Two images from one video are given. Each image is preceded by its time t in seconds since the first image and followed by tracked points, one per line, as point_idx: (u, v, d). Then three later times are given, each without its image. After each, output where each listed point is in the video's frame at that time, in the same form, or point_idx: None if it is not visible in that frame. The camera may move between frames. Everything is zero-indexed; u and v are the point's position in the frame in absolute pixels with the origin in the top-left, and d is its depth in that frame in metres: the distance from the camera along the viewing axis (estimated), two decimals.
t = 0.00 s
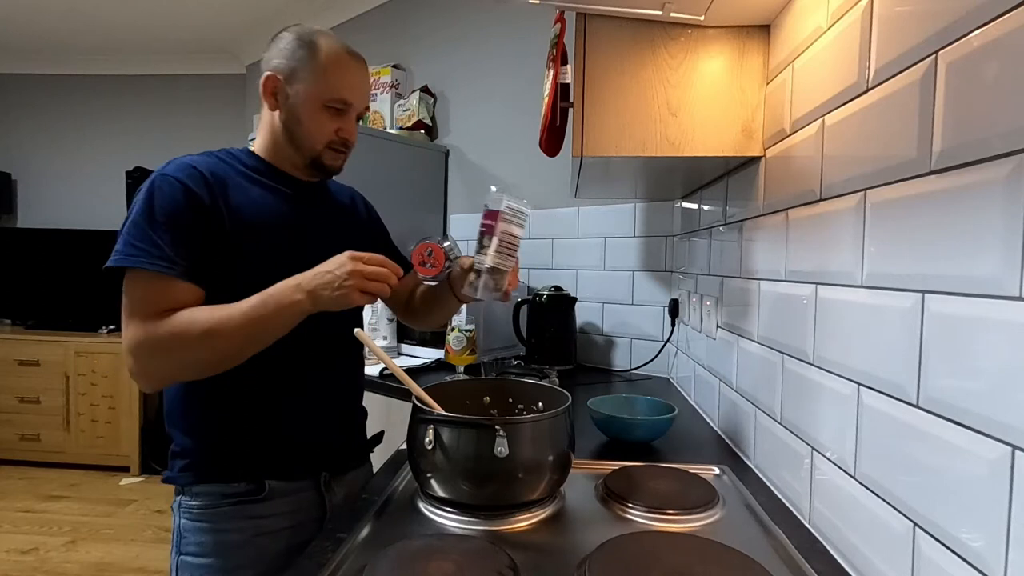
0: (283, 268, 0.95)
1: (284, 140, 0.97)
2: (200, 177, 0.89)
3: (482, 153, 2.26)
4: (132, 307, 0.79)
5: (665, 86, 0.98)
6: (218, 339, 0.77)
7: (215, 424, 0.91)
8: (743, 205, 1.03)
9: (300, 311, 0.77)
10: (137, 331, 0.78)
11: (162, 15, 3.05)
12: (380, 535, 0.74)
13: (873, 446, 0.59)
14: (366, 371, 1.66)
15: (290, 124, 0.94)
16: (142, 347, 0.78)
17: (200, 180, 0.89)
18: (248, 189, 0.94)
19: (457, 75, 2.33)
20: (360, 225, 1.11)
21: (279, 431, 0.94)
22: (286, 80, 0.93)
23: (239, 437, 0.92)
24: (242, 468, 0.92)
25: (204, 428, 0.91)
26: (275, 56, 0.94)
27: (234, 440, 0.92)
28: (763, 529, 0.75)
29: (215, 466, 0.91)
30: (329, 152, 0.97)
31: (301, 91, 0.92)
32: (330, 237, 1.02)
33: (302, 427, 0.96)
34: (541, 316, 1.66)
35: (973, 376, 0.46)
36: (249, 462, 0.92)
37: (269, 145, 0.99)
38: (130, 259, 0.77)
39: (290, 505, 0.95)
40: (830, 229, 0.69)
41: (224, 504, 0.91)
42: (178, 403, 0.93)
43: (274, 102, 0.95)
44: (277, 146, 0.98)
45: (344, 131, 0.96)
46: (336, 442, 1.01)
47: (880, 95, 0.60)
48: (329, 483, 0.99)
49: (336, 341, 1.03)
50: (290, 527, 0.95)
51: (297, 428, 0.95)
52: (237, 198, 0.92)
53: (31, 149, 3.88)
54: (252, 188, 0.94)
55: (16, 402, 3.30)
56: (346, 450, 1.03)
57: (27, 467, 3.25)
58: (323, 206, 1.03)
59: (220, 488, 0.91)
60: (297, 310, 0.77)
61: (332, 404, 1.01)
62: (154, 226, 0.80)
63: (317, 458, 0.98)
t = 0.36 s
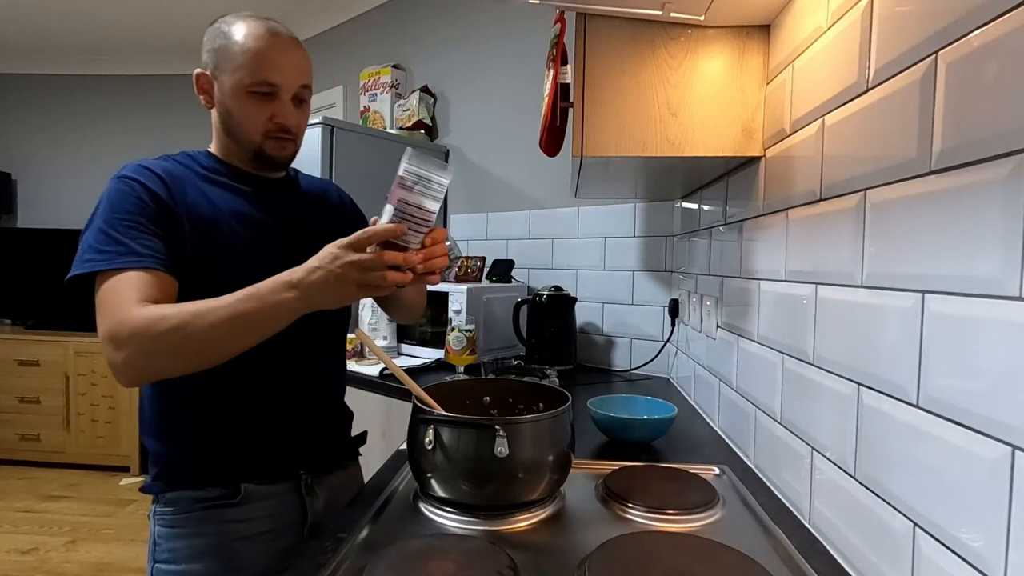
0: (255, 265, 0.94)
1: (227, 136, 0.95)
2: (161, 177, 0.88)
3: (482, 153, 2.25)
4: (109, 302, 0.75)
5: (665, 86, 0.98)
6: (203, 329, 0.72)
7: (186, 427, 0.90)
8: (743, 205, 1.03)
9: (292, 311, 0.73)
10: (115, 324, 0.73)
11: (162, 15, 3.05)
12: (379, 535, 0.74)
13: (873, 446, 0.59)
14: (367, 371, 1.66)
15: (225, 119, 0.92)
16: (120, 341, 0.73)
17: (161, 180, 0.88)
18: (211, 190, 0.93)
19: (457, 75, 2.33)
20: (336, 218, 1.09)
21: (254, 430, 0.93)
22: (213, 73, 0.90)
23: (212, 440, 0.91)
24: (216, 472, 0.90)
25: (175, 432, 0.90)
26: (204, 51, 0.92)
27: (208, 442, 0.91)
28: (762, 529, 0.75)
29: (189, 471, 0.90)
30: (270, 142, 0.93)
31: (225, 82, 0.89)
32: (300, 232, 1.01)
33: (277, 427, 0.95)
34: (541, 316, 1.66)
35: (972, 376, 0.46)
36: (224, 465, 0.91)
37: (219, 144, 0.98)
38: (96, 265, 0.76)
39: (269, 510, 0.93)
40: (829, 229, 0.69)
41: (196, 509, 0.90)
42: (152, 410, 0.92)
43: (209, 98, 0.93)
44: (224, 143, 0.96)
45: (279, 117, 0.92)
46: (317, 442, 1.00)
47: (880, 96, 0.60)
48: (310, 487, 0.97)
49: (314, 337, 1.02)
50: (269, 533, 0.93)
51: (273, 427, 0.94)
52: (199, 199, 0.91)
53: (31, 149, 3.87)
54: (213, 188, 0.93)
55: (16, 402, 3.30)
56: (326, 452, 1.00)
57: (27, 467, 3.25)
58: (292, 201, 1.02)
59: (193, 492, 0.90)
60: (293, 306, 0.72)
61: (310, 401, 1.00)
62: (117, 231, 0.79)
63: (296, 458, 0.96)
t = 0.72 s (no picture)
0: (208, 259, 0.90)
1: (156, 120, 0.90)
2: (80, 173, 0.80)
3: (482, 153, 2.25)
4: (38, 319, 0.65)
5: (665, 86, 0.98)
6: (157, 344, 0.63)
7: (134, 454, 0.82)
8: (743, 205, 1.03)
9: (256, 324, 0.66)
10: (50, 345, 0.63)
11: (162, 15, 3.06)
12: (379, 536, 0.74)
13: (873, 447, 0.59)
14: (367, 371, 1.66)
15: (154, 101, 0.87)
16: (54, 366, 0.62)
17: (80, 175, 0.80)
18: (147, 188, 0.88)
19: (457, 75, 2.32)
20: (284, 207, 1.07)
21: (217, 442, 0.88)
22: (136, 51, 0.85)
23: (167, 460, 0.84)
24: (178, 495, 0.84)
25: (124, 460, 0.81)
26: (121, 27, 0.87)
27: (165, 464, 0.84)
28: (762, 529, 0.75)
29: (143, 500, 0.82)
30: (208, 126, 0.90)
31: (153, 59, 0.85)
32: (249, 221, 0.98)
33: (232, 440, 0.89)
34: (540, 316, 1.66)
35: (973, 376, 0.46)
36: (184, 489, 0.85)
37: (144, 130, 0.92)
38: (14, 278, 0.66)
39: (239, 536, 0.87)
40: (829, 229, 0.69)
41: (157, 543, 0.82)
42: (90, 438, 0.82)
43: (132, 79, 0.87)
44: (151, 128, 0.91)
45: (216, 98, 0.89)
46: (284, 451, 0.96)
47: (880, 96, 0.60)
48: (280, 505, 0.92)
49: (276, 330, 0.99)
50: (238, 562, 0.86)
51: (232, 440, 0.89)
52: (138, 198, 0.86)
53: (30, 149, 3.87)
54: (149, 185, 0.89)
55: (16, 402, 3.30)
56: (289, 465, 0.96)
57: (27, 467, 3.25)
58: (227, 191, 0.97)
59: (152, 523, 0.82)
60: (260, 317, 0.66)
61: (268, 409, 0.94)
62: (31, 236, 0.69)
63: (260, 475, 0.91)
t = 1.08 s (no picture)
0: (128, 266, 0.81)
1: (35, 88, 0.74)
2: None
3: (482, 153, 2.25)
4: None
5: (665, 86, 0.98)
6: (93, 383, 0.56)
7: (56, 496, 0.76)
8: (743, 205, 1.03)
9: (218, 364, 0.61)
10: None
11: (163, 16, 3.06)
12: (376, 537, 0.73)
13: (873, 447, 0.59)
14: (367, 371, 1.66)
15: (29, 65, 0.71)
16: None
17: None
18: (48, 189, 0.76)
19: (457, 75, 2.32)
20: (213, 184, 0.97)
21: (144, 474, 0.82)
22: None
23: (90, 499, 0.78)
24: (109, 534, 0.79)
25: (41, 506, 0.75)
26: None
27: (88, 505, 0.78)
28: (762, 529, 0.75)
29: (80, 540, 0.77)
30: (104, 96, 0.75)
31: (21, 12, 0.68)
32: (171, 215, 0.88)
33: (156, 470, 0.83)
34: (540, 316, 1.66)
35: (970, 377, 0.46)
36: (115, 528, 0.80)
37: (24, 100, 0.77)
38: None
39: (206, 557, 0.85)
40: (830, 229, 0.69)
41: None
42: None
43: None
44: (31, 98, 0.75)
45: (111, 61, 0.73)
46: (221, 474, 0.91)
47: (880, 96, 0.60)
48: (225, 534, 0.88)
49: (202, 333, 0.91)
50: None
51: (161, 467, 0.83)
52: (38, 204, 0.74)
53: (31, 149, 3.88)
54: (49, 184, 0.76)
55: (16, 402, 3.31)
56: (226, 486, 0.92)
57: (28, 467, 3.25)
58: (137, 174, 0.85)
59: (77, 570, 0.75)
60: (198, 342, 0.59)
61: (191, 425, 0.88)
62: None
63: (191, 503, 0.87)
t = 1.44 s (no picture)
0: (110, 259, 0.72)
1: None
2: None
3: (482, 153, 2.25)
4: None
5: (666, 86, 0.98)
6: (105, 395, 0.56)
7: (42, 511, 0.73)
8: (743, 205, 1.03)
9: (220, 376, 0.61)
10: None
11: (163, 16, 3.06)
12: (375, 538, 0.73)
13: (874, 447, 0.59)
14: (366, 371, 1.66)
15: None
16: None
17: None
18: (13, 174, 0.66)
19: (457, 75, 2.32)
20: (197, 170, 0.90)
21: (130, 486, 0.77)
22: None
23: (73, 513, 0.74)
24: (97, 548, 0.75)
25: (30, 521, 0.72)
26: None
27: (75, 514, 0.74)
28: (762, 529, 0.74)
29: (71, 556, 0.74)
30: (70, 83, 0.64)
31: None
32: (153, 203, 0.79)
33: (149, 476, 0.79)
34: (540, 316, 1.66)
35: (970, 377, 0.46)
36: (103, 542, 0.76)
37: None
38: None
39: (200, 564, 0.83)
40: (830, 229, 0.69)
41: None
42: None
43: None
44: None
45: (77, 41, 0.62)
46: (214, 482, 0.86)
47: (880, 96, 0.60)
48: (220, 545, 0.85)
49: (193, 332, 0.82)
50: None
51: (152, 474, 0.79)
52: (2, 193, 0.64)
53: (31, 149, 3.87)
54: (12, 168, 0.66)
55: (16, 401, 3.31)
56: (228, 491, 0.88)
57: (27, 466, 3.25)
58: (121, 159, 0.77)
59: None
60: (199, 371, 0.59)
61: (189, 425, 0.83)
62: None
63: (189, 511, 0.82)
